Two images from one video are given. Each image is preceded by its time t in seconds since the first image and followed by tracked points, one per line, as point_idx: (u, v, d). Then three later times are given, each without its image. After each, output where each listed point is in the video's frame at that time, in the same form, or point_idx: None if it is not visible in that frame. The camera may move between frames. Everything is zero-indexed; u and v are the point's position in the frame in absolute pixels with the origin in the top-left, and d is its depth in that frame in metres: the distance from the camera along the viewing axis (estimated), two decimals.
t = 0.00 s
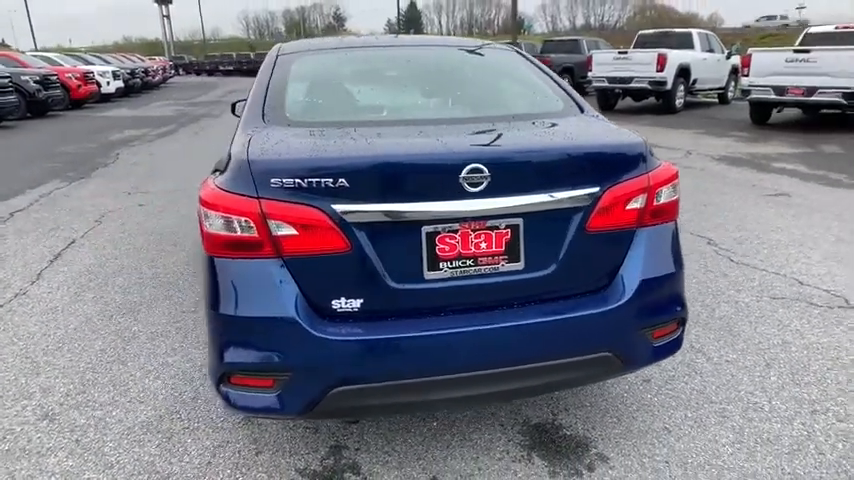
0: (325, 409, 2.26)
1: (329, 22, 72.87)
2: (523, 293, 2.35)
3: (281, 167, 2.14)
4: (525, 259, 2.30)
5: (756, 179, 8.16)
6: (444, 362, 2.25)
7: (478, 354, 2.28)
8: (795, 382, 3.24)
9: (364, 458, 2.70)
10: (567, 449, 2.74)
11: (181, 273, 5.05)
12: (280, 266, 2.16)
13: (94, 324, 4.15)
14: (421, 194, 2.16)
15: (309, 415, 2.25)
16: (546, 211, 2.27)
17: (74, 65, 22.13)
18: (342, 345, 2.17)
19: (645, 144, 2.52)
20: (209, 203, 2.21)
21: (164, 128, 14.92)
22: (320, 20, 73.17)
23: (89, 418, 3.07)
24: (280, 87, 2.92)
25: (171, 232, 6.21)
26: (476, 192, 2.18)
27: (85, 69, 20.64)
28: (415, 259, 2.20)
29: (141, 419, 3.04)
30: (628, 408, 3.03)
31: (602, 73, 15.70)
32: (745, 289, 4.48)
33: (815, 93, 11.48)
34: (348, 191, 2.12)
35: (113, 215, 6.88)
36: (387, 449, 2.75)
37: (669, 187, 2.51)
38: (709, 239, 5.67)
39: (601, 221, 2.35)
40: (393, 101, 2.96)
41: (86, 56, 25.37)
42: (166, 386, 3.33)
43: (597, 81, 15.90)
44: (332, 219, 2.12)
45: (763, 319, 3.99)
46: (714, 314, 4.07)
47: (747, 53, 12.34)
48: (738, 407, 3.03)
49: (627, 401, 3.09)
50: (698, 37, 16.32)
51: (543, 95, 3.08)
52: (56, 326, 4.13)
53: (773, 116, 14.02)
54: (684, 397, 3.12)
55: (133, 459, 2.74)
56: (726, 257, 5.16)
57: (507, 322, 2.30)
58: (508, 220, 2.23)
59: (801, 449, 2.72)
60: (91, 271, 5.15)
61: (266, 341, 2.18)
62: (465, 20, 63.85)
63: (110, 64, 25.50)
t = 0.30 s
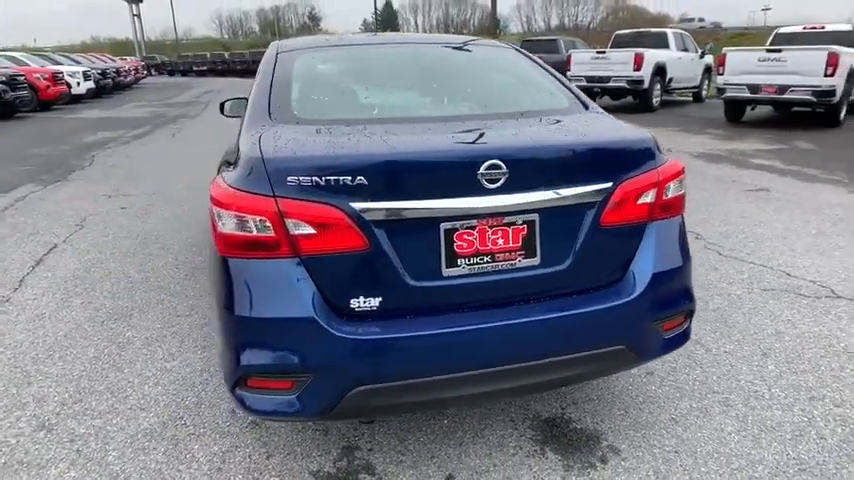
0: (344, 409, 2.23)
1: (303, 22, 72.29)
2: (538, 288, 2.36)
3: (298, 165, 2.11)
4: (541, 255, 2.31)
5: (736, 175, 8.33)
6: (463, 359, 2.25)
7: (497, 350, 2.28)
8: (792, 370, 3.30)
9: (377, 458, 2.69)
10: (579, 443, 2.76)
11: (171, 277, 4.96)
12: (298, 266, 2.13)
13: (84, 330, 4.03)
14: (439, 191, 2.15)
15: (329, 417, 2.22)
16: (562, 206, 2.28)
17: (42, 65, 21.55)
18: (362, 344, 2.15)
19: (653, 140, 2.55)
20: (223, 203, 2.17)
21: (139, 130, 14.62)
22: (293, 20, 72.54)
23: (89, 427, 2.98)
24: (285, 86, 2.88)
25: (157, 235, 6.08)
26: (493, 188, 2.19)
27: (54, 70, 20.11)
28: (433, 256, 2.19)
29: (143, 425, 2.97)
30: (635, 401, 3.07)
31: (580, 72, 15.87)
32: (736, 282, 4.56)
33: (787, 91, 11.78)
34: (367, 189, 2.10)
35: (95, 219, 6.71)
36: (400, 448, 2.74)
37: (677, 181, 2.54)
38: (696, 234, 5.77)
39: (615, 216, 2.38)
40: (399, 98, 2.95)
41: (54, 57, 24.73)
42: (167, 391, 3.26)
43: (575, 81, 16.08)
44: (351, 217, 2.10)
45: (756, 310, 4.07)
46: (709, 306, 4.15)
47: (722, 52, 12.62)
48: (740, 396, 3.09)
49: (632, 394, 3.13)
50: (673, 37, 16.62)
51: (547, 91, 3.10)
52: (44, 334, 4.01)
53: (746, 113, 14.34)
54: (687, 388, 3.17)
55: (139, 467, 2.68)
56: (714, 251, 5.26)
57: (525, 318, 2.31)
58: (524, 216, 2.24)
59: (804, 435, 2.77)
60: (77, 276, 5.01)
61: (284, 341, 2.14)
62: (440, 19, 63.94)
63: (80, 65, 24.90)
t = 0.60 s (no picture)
0: (374, 416, 2.16)
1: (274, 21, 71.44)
2: (566, 286, 2.32)
3: (323, 164, 2.04)
4: (569, 252, 2.28)
5: (719, 169, 8.47)
6: (494, 360, 2.20)
7: (526, 351, 2.24)
8: (800, 361, 3.34)
9: (400, 463, 2.62)
10: (602, 441, 2.74)
11: (163, 282, 4.81)
12: (325, 269, 2.05)
13: (77, 339, 3.89)
14: (469, 188, 2.09)
15: (358, 423, 2.15)
16: (589, 203, 2.25)
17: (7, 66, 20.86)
18: (392, 347, 2.09)
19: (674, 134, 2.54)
20: (243, 204, 2.08)
21: (113, 131, 14.24)
22: (265, 19, 71.65)
23: (93, 441, 2.86)
24: (294, 83, 2.79)
25: (143, 240, 5.91)
26: (524, 184, 2.14)
27: (20, 70, 19.49)
28: (463, 255, 2.14)
29: (151, 438, 2.86)
30: (651, 396, 3.06)
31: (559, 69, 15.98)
32: (734, 275, 4.61)
33: (763, 87, 12.03)
34: (395, 187, 2.04)
35: (76, 224, 6.49)
36: (421, 452, 2.68)
37: (698, 176, 2.54)
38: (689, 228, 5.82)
39: (640, 212, 2.36)
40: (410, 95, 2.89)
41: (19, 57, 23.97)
42: (172, 401, 3.15)
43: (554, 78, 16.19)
44: (379, 217, 2.03)
45: (757, 303, 4.11)
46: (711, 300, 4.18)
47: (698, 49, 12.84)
48: (753, 389, 3.10)
49: (648, 389, 3.12)
50: (648, 35, 16.87)
51: (555, 87, 3.08)
52: (34, 344, 3.84)
53: (721, 109, 14.61)
54: (701, 382, 3.17)
55: None
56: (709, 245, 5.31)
57: (554, 316, 2.27)
58: (553, 213, 2.20)
59: (821, 425, 2.79)
60: (63, 283, 4.84)
61: (312, 347, 2.06)
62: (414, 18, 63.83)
63: (47, 65, 24.18)
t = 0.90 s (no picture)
0: (401, 422, 2.11)
1: (250, 17, 70.47)
2: (589, 286, 2.29)
3: (346, 165, 1.98)
4: (592, 252, 2.25)
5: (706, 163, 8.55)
6: (520, 363, 2.16)
7: (553, 353, 2.21)
8: (806, 356, 3.37)
9: (418, 468, 2.57)
10: (618, 440, 2.73)
11: (157, 285, 4.69)
12: (349, 273, 1.99)
13: (71, 346, 3.77)
14: (494, 188, 2.05)
15: (384, 431, 2.10)
16: (612, 201, 2.23)
17: None
18: (419, 352, 2.04)
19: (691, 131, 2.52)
20: (264, 207, 2.02)
21: (89, 129, 13.88)
22: (240, 14, 70.64)
23: (98, 452, 2.77)
24: (301, 82, 2.71)
25: (132, 242, 5.76)
26: (549, 184, 2.11)
27: None
28: (488, 257, 2.09)
29: (158, 448, 2.77)
30: (663, 393, 3.06)
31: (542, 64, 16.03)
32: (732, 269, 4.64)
33: (744, 81, 12.20)
34: (420, 189, 1.98)
35: (60, 225, 6.31)
36: (439, 456, 2.64)
37: (715, 173, 2.53)
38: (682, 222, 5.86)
39: (661, 210, 2.34)
40: (417, 92, 2.83)
41: None
42: (176, 409, 3.06)
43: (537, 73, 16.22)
44: (405, 219, 1.98)
45: (757, 296, 4.14)
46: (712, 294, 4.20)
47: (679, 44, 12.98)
48: (763, 384, 3.12)
49: (659, 386, 3.12)
50: (628, 30, 17.00)
51: (561, 84, 3.05)
52: (26, 353, 3.71)
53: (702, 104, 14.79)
54: (711, 377, 3.19)
55: None
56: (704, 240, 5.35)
57: (579, 317, 2.25)
58: (577, 212, 2.17)
59: (834, 420, 2.83)
60: (51, 288, 4.70)
61: (338, 354, 2.01)
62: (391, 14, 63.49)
63: (16, 62, 23.48)
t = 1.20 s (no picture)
0: (425, 422, 2.11)
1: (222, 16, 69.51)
2: (606, 283, 2.32)
3: (370, 164, 1.96)
4: (609, 249, 2.28)
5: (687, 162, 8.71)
6: (542, 360, 2.17)
7: (573, 349, 2.23)
8: (801, 348, 3.46)
9: (433, 468, 2.56)
10: (628, 435, 2.76)
11: (148, 290, 4.59)
12: (374, 273, 1.98)
13: (63, 353, 3.68)
14: (516, 186, 2.06)
15: (408, 431, 2.10)
16: (628, 198, 2.26)
17: None
18: (445, 352, 2.03)
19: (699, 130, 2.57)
20: (286, 207, 1.99)
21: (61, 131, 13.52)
22: (212, 14, 69.65)
23: (102, 461, 2.69)
24: (311, 81, 2.69)
25: (117, 245, 5.64)
26: (568, 182, 2.13)
27: None
28: (510, 255, 2.10)
29: (165, 455, 2.71)
30: (668, 387, 3.11)
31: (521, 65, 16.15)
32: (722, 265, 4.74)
33: (719, 82, 12.47)
34: (444, 187, 1.98)
35: (40, 229, 6.13)
36: (453, 456, 2.63)
37: (722, 171, 2.59)
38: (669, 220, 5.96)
39: (673, 207, 2.38)
40: (414, 91, 2.84)
41: None
42: (180, 415, 3.00)
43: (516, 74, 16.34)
44: (429, 218, 1.97)
45: (749, 291, 4.23)
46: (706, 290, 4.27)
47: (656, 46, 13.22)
48: (764, 376, 3.19)
49: (664, 381, 3.17)
50: (604, 31, 17.24)
51: (560, 86, 3.09)
52: (16, 361, 3.59)
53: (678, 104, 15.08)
54: (712, 371, 3.25)
55: None
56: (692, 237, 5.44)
57: (598, 314, 2.27)
58: (595, 210, 2.19)
59: (833, 410, 2.91)
60: (37, 294, 4.56)
61: (363, 355, 1.99)
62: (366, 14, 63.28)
63: None
